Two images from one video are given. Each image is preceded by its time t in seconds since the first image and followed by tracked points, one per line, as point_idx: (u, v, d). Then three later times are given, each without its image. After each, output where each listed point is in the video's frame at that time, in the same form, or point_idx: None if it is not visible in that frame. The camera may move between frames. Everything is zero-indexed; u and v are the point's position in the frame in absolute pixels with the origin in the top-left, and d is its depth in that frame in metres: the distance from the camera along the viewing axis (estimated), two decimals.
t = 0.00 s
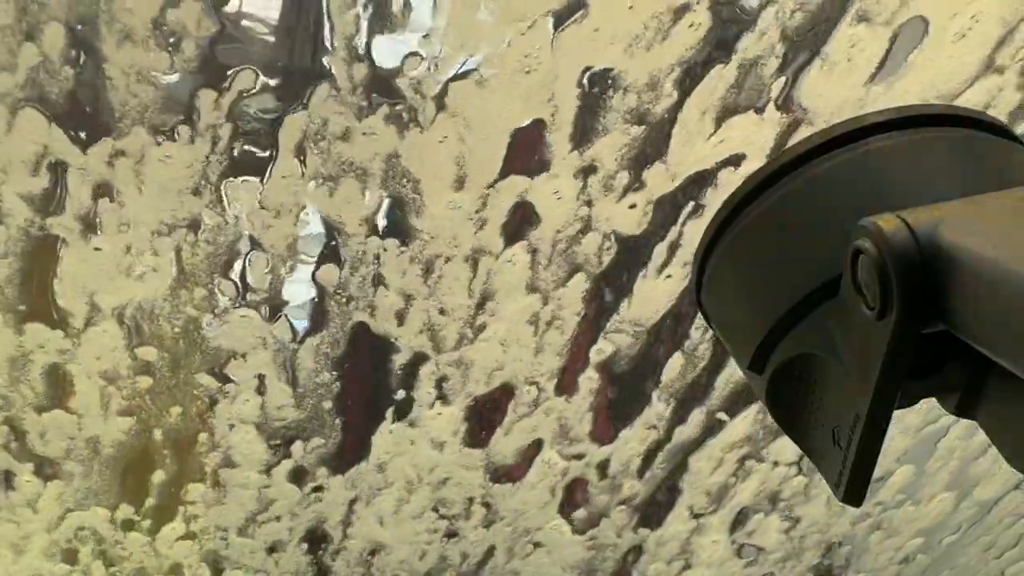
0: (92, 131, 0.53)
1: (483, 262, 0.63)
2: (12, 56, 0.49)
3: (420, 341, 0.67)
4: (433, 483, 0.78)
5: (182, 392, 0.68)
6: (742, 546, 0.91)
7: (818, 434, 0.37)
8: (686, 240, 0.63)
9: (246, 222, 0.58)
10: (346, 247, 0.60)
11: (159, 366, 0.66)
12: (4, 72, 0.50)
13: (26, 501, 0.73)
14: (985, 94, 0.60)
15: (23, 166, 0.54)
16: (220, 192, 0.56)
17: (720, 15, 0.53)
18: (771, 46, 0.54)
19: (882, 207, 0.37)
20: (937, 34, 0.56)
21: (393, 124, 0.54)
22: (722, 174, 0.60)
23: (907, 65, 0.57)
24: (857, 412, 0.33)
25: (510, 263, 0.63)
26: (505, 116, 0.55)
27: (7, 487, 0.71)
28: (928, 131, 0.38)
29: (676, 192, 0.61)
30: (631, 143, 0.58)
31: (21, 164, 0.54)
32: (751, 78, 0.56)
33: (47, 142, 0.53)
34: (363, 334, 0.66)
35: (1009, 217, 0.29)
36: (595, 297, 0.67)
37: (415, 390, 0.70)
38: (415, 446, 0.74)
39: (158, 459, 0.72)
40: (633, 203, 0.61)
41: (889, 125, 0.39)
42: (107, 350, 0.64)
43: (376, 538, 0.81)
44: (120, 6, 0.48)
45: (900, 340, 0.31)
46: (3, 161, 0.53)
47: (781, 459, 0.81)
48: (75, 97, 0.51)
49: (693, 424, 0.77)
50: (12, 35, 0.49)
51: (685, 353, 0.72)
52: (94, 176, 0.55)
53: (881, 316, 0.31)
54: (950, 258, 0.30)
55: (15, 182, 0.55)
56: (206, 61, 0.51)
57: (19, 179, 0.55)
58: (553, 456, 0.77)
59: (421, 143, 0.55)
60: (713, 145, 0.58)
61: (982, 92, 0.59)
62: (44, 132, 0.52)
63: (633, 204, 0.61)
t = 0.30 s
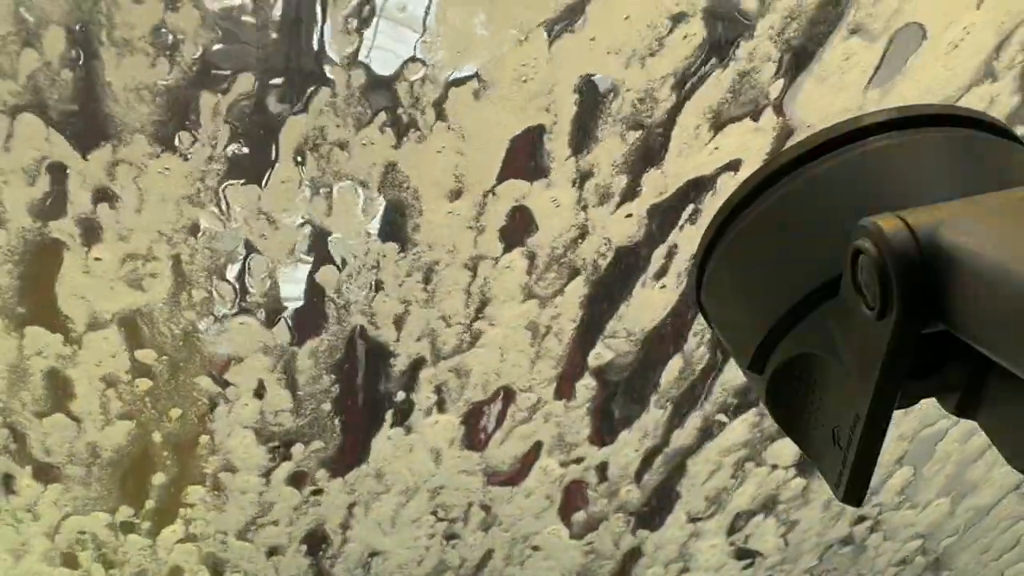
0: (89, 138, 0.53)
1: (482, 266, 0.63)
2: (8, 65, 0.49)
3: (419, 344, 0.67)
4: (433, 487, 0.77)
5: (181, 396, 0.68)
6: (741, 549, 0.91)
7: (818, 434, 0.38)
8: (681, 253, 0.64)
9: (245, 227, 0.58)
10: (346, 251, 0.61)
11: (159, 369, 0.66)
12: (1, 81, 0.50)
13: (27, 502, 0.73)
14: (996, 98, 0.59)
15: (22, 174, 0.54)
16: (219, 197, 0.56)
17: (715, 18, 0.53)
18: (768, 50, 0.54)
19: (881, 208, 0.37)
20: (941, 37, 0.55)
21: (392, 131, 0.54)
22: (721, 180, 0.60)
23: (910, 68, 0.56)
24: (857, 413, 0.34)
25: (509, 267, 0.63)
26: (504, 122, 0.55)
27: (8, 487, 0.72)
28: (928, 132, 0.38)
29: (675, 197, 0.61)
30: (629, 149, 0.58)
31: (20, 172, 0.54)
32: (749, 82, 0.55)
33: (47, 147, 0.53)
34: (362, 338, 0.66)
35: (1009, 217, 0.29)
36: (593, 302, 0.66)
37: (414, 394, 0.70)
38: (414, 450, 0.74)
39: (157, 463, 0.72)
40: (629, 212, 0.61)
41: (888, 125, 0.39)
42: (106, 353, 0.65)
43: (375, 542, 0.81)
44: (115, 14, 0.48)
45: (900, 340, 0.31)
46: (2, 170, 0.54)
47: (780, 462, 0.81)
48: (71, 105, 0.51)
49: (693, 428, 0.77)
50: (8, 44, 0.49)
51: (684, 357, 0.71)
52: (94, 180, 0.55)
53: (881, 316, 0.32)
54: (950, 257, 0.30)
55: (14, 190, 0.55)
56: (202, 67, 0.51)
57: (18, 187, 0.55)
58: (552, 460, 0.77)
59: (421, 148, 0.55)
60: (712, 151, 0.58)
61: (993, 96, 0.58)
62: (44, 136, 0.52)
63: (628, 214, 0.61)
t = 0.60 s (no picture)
0: (87, 146, 0.53)
1: (481, 271, 0.63)
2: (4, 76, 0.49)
3: (418, 350, 0.67)
4: (432, 491, 0.77)
5: (180, 400, 0.68)
6: (741, 553, 0.91)
7: (818, 434, 0.38)
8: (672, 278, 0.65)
9: (243, 231, 0.58)
10: (345, 256, 0.61)
11: (158, 375, 0.66)
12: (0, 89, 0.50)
13: (27, 503, 0.73)
14: (1003, 98, 0.58)
15: (21, 184, 0.55)
16: (218, 202, 0.56)
17: (713, 25, 0.52)
18: (766, 58, 0.54)
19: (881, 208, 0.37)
20: (941, 43, 0.55)
21: (391, 136, 0.54)
22: (720, 185, 0.60)
23: (911, 74, 0.56)
24: (857, 413, 0.34)
25: (508, 272, 0.63)
26: (503, 128, 0.55)
27: (10, 488, 0.72)
28: (928, 132, 0.38)
29: (674, 202, 0.61)
30: (628, 155, 0.58)
31: (19, 181, 0.54)
32: (748, 85, 0.55)
33: (46, 153, 0.53)
34: (360, 343, 0.66)
35: (1009, 217, 0.30)
36: (592, 307, 0.66)
37: (412, 398, 0.70)
38: (413, 455, 0.74)
39: (156, 466, 0.72)
40: (624, 225, 0.61)
41: (888, 125, 0.39)
42: (105, 356, 0.65)
43: (374, 545, 0.81)
44: (114, 23, 0.48)
45: (900, 340, 0.31)
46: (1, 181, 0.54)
47: (779, 466, 0.81)
48: (69, 113, 0.51)
49: (691, 432, 0.77)
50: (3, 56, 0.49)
51: (683, 363, 0.71)
52: (94, 187, 0.55)
53: (881, 317, 0.32)
54: (950, 258, 0.30)
55: (13, 200, 0.55)
56: (199, 74, 0.50)
57: (17, 196, 0.55)
58: (551, 464, 0.77)
59: (420, 153, 0.55)
60: (711, 157, 0.58)
61: (1000, 97, 0.58)
62: (44, 143, 0.52)
63: (620, 227, 0.61)
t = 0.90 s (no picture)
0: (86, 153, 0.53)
1: (480, 275, 0.63)
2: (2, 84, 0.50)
3: (416, 353, 0.67)
4: (431, 494, 0.77)
5: (179, 403, 0.68)
6: (740, 555, 0.91)
7: (818, 434, 0.38)
8: (669, 287, 0.65)
9: (243, 235, 0.58)
10: (344, 260, 0.60)
11: (157, 378, 0.66)
12: None
13: (28, 505, 0.74)
14: (1007, 103, 0.57)
15: (20, 191, 0.55)
16: (218, 205, 0.56)
17: (709, 29, 0.52)
18: (763, 63, 0.54)
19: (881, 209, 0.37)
20: (941, 50, 0.54)
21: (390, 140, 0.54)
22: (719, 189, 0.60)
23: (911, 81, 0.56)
24: (857, 413, 0.34)
25: (507, 277, 0.63)
26: (501, 133, 0.55)
27: (11, 490, 0.72)
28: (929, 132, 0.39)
29: (672, 207, 0.60)
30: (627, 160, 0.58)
31: (19, 188, 0.55)
32: (745, 91, 0.55)
33: (45, 158, 0.53)
34: (359, 347, 0.66)
35: (1010, 220, 0.30)
36: (590, 311, 0.66)
37: (410, 402, 0.70)
38: (411, 459, 0.74)
39: (156, 469, 0.72)
40: (622, 229, 0.61)
41: (888, 126, 0.39)
42: (104, 362, 0.65)
43: (374, 547, 0.81)
44: (111, 29, 0.48)
45: (899, 340, 0.32)
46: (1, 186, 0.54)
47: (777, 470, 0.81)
48: (68, 120, 0.51)
49: (690, 436, 0.77)
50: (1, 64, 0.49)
51: (682, 368, 0.71)
52: (93, 192, 0.55)
53: (880, 317, 0.32)
54: (950, 258, 0.30)
55: (12, 207, 0.55)
56: (198, 79, 0.50)
57: (16, 203, 0.55)
58: (550, 467, 0.77)
59: (419, 157, 0.55)
60: (709, 161, 0.58)
61: (1003, 102, 0.57)
62: (43, 149, 0.53)
63: (616, 235, 0.62)
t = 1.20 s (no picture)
0: (85, 160, 0.53)
1: (479, 280, 0.63)
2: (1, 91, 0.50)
3: (415, 358, 0.67)
4: (430, 499, 0.77)
5: (178, 409, 0.68)
6: (738, 559, 0.91)
7: (819, 434, 0.38)
8: (664, 295, 0.65)
9: (242, 240, 0.58)
10: (342, 265, 0.61)
11: (156, 384, 0.66)
12: None
13: (28, 509, 0.74)
14: (1004, 109, 0.57)
15: (20, 197, 0.55)
16: (217, 210, 0.56)
17: (705, 36, 0.52)
18: (761, 71, 0.53)
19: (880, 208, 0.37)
20: (938, 57, 0.54)
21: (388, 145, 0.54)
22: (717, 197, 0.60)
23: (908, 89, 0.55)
24: (856, 413, 0.34)
25: (505, 282, 0.63)
26: (500, 139, 0.55)
27: (10, 494, 0.72)
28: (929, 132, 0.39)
29: (670, 215, 0.60)
30: (625, 167, 0.58)
31: (19, 193, 0.55)
32: (742, 100, 0.55)
33: (45, 165, 0.53)
34: (358, 352, 0.66)
35: (1010, 220, 0.30)
36: (588, 317, 0.66)
37: (409, 407, 0.70)
38: (410, 464, 0.74)
39: (155, 474, 0.72)
40: (620, 235, 0.61)
41: (889, 125, 0.40)
42: (104, 367, 0.65)
43: (373, 551, 0.81)
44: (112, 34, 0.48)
45: (899, 340, 0.32)
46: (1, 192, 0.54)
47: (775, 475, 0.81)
48: (67, 126, 0.51)
49: (688, 441, 0.77)
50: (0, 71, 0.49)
51: (680, 374, 0.71)
52: (93, 197, 0.55)
53: (880, 316, 0.32)
54: (949, 259, 0.30)
55: (13, 213, 0.55)
56: (198, 84, 0.50)
57: (16, 209, 0.55)
58: (548, 472, 0.77)
59: (418, 162, 0.55)
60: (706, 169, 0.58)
61: (1000, 109, 0.57)
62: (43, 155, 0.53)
63: (613, 242, 0.62)
